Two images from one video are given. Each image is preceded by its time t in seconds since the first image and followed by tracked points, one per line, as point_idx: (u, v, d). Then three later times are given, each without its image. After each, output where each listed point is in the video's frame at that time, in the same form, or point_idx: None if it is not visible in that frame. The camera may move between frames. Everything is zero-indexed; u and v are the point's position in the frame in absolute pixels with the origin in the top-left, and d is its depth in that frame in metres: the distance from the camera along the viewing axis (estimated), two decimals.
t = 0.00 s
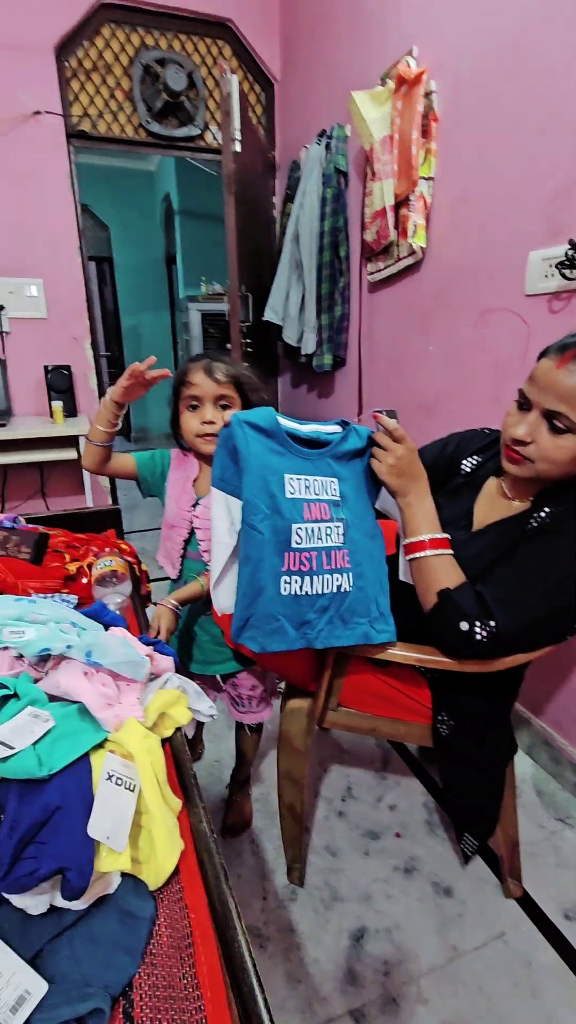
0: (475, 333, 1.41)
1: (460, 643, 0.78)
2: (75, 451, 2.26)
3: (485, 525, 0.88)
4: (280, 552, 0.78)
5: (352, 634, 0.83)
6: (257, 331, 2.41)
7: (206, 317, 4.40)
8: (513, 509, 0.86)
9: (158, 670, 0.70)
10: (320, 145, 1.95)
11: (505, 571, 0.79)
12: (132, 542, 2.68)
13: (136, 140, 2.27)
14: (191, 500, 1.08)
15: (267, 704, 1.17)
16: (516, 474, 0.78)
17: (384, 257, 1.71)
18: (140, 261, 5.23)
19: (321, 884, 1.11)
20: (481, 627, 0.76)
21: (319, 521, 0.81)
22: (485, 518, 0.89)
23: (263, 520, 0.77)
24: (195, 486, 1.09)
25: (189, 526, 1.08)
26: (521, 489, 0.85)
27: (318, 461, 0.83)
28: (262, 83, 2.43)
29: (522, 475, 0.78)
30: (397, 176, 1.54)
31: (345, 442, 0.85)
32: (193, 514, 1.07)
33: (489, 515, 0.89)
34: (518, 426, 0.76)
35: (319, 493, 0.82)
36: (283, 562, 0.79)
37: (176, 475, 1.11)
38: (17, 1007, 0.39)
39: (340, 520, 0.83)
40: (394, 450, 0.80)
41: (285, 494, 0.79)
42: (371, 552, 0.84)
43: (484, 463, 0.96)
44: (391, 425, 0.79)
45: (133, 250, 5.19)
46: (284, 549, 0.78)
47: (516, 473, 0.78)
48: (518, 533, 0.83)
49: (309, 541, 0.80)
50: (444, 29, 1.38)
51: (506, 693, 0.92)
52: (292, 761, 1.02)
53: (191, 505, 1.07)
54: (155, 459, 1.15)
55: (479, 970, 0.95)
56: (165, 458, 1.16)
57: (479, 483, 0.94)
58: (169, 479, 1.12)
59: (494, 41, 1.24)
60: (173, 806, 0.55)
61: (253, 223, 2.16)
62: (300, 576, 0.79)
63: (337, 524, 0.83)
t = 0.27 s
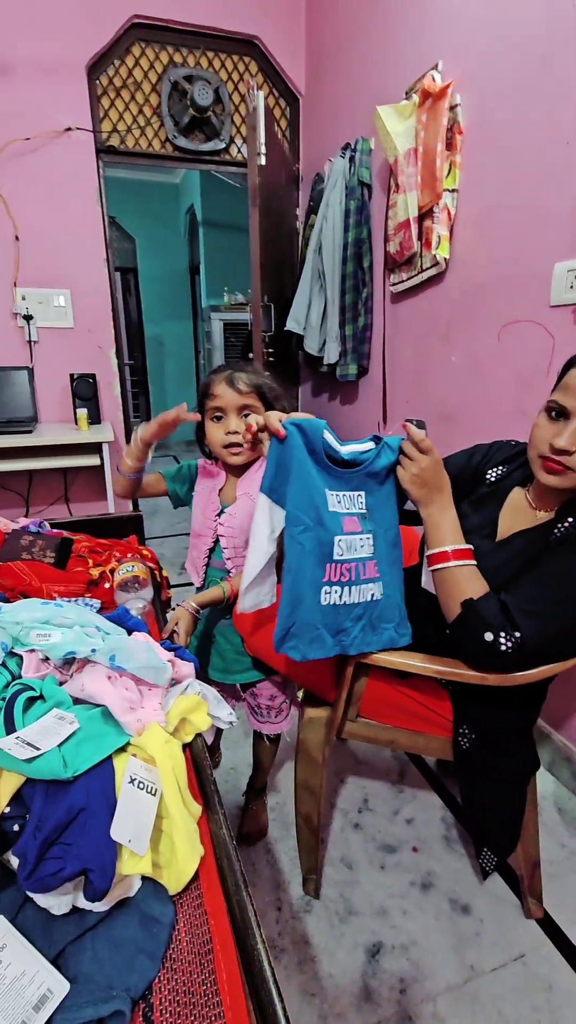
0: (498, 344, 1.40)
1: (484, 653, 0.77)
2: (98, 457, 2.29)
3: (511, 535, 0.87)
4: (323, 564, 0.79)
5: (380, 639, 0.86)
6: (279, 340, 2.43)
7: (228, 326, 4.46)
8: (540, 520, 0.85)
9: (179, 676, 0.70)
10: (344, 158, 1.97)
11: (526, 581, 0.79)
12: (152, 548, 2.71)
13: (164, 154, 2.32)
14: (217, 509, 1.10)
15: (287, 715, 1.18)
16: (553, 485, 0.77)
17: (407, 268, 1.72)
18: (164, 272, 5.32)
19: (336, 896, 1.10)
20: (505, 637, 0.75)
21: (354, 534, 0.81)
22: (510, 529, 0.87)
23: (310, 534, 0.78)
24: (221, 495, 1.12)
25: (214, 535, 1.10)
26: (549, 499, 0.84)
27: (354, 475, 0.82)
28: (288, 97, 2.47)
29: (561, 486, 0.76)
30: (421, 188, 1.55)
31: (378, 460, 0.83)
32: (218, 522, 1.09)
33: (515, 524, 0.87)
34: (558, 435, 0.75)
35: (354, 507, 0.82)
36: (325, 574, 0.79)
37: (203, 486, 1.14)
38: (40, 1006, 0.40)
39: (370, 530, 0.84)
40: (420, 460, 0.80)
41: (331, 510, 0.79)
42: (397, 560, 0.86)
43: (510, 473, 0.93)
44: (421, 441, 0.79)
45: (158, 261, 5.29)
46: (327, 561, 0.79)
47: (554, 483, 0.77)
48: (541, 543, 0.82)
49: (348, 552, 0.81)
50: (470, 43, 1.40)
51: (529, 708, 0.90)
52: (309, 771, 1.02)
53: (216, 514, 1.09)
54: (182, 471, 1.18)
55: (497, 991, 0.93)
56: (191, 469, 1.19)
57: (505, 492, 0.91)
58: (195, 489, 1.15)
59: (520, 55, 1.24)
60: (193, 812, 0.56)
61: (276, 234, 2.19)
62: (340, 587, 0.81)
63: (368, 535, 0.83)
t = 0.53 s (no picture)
0: (515, 358, 1.40)
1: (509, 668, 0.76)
2: (115, 467, 2.32)
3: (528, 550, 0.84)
4: (332, 539, 0.86)
5: (386, 633, 0.84)
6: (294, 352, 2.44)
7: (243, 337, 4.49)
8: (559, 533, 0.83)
9: (196, 689, 0.70)
10: (361, 173, 1.99)
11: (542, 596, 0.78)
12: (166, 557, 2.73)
13: (183, 170, 2.36)
14: (234, 522, 1.11)
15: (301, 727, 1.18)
16: None
17: (423, 281, 1.73)
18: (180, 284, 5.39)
19: (349, 914, 1.08)
20: (531, 653, 0.75)
21: (369, 519, 0.85)
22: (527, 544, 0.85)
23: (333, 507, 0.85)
24: (238, 508, 1.12)
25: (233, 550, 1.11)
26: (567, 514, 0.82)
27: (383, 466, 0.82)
28: (305, 113, 2.50)
29: None
30: (438, 203, 1.56)
31: (412, 459, 0.80)
32: (234, 536, 1.10)
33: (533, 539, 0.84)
34: None
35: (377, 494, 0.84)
36: (335, 547, 0.86)
37: (222, 498, 1.15)
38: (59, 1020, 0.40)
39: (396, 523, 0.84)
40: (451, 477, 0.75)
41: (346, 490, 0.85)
42: (425, 559, 0.83)
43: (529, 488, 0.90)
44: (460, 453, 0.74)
45: (174, 273, 5.36)
46: (336, 536, 0.85)
47: None
48: (558, 557, 0.81)
49: (360, 534, 0.85)
50: (487, 60, 1.41)
51: (547, 725, 0.89)
52: (323, 786, 1.01)
53: (234, 528, 1.10)
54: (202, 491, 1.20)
55: (514, 1018, 0.91)
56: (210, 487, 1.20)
57: (524, 507, 0.88)
58: (215, 502, 1.16)
59: (538, 72, 1.25)
60: (210, 827, 0.56)
61: (293, 247, 2.21)
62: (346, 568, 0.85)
63: (391, 526, 0.84)
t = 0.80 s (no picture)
0: (520, 370, 1.41)
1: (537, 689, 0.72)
2: (120, 476, 2.33)
3: (535, 561, 0.86)
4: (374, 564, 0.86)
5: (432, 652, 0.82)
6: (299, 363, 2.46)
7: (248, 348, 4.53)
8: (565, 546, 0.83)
9: (202, 700, 0.70)
10: (366, 188, 2.02)
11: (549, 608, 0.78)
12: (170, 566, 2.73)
13: (190, 184, 2.40)
14: (243, 533, 1.12)
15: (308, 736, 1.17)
16: None
17: (428, 294, 1.74)
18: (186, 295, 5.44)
19: (353, 929, 1.07)
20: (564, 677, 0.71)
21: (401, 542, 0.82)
22: (535, 555, 0.86)
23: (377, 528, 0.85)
24: (248, 518, 1.13)
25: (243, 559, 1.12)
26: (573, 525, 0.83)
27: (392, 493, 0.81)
28: (311, 129, 2.54)
29: None
30: (443, 218, 1.58)
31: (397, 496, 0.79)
32: (243, 547, 1.11)
33: (540, 549, 0.86)
34: None
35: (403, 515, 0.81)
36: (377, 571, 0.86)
37: (232, 509, 1.16)
38: None
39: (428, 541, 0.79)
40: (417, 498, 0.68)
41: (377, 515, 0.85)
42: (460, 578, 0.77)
43: (535, 499, 0.92)
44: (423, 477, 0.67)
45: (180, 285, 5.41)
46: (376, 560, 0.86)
47: None
48: (570, 571, 0.80)
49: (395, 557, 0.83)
50: (492, 79, 1.43)
51: (554, 738, 0.89)
52: (327, 798, 1.01)
53: (243, 539, 1.11)
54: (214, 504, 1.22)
55: None
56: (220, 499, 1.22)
57: (529, 518, 0.90)
58: (225, 512, 1.17)
59: (542, 91, 1.27)
60: (217, 838, 0.56)
61: (299, 260, 2.24)
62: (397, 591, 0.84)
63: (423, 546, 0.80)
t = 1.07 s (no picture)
0: (512, 370, 1.41)
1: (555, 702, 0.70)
2: (112, 475, 2.32)
3: (527, 562, 0.83)
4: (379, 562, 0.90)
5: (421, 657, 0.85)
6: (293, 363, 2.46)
7: (242, 348, 4.52)
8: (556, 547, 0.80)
9: (192, 700, 0.69)
10: (360, 188, 2.02)
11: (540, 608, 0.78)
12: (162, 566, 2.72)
13: (184, 183, 2.39)
14: (234, 532, 1.11)
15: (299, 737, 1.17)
16: (561, 503, 0.74)
17: (421, 294, 1.74)
18: (180, 295, 5.43)
19: (344, 931, 1.07)
20: None
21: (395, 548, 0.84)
22: (527, 556, 0.83)
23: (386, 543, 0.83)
24: (238, 517, 1.12)
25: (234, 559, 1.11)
26: (565, 523, 0.80)
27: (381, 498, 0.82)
28: (305, 129, 2.53)
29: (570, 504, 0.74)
30: (436, 217, 1.58)
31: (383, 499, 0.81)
32: (234, 546, 1.10)
33: (532, 550, 0.83)
34: (561, 451, 0.74)
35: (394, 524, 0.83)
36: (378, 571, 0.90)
37: (223, 508, 1.15)
38: None
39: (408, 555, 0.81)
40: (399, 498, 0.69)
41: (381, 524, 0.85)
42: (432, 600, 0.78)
43: (528, 497, 0.89)
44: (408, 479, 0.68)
45: (174, 284, 5.40)
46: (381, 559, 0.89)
47: (560, 501, 0.74)
48: (564, 575, 0.78)
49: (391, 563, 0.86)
50: (485, 79, 1.43)
51: (547, 738, 0.88)
52: (319, 799, 1.00)
53: (233, 538, 1.11)
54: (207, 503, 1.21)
55: None
56: (212, 497, 1.21)
57: (522, 517, 0.87)
58: (216, 511, 1.16)
59: (535, 91, 1.27)
60: (204, 840, 0.55)
61: (292, 260, 2.23)
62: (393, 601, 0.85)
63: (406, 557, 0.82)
